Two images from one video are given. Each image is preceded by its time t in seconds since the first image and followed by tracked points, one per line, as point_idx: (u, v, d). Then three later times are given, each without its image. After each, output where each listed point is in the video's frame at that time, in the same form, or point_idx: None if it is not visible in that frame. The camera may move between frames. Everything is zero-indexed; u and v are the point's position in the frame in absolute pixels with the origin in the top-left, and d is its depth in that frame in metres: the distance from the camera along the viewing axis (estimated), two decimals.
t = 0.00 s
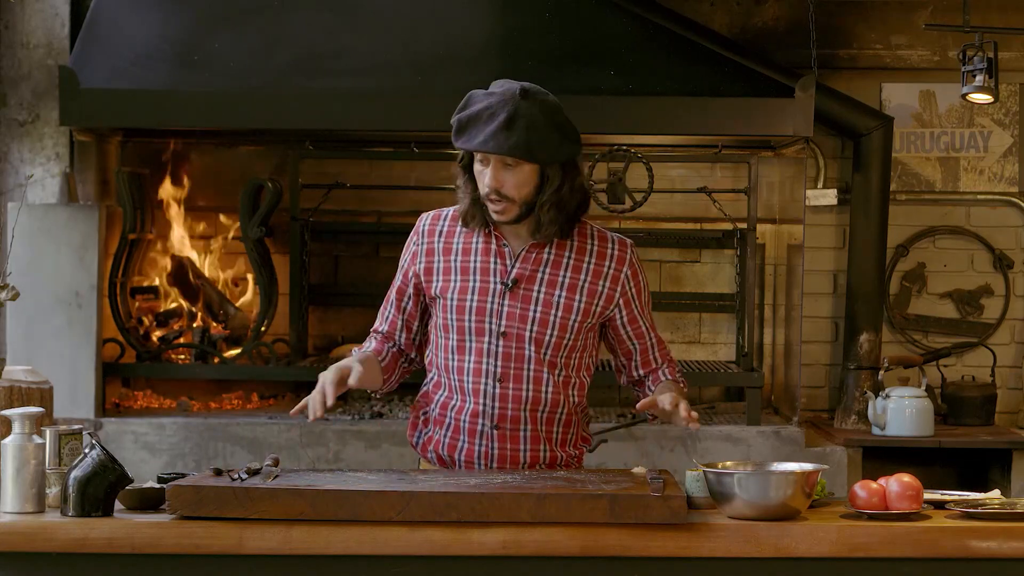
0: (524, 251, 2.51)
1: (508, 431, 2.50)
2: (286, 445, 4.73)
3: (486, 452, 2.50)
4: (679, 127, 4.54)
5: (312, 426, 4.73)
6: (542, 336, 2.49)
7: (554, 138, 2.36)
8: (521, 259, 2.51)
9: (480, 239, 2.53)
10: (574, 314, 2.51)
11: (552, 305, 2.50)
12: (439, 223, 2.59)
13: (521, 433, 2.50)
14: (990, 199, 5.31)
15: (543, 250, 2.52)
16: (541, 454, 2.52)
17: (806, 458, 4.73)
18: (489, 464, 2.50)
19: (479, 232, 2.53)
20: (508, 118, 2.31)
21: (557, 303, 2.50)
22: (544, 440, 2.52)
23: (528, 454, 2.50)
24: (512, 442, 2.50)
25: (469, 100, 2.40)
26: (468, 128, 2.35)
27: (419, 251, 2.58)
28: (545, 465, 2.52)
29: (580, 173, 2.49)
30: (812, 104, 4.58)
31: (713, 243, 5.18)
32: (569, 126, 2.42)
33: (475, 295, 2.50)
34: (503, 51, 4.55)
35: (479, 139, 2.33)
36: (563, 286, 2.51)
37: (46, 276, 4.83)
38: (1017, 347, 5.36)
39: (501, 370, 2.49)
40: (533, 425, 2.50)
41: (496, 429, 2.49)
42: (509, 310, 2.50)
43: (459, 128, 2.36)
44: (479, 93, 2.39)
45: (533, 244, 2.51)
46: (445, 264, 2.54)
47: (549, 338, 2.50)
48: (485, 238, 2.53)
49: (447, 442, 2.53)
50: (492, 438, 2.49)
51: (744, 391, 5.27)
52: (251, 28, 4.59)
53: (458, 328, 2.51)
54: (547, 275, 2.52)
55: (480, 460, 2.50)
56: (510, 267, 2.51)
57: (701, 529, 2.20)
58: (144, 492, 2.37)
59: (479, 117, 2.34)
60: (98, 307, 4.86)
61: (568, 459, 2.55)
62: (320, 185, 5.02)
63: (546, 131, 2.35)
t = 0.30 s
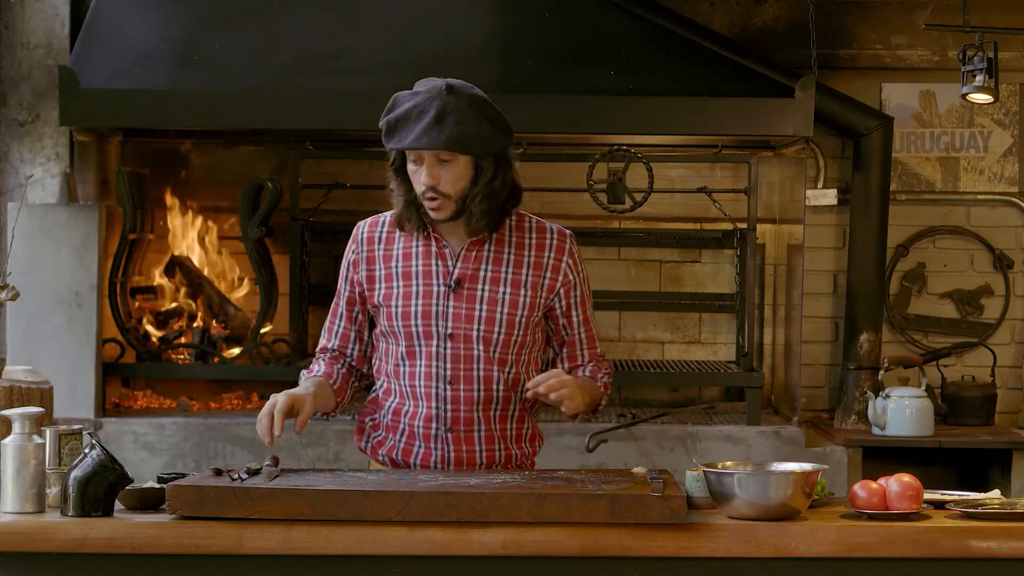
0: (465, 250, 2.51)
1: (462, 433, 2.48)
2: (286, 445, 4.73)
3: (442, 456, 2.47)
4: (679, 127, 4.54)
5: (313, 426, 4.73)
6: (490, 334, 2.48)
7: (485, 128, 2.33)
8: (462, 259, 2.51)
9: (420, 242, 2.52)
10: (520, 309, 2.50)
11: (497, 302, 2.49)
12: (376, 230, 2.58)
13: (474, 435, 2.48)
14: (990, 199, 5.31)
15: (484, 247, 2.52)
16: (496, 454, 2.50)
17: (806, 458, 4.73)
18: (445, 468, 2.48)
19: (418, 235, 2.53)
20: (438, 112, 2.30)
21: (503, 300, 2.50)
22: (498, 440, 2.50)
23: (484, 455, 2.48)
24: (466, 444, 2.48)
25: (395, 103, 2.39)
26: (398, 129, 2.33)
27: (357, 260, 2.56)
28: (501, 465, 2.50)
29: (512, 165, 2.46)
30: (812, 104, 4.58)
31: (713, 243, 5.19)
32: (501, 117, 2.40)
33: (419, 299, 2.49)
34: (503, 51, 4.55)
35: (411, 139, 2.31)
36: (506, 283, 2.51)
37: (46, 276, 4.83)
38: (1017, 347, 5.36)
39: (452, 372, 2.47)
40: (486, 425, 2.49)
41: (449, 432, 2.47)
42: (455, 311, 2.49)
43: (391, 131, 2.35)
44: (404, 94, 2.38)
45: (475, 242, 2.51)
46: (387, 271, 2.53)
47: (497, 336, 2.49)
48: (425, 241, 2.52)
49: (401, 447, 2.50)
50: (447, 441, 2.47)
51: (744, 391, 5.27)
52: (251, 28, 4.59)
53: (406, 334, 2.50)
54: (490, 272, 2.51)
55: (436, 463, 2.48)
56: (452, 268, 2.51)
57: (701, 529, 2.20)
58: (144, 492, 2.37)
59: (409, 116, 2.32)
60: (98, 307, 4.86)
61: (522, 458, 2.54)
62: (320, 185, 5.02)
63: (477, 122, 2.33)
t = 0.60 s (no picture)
0: (411, 248, 2.47)
1: (423, 434, 2.45)
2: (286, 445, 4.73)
3: (405, 459, 2.45)
4: (679, 126, 4.54)
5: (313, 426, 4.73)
6: (445, 332, 2.46)
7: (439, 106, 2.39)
8: (409, 258, 2.47)
9: (365, 245, 2.47)
10: (472, 304, 2.47)
11: (449, 299, 2.46)
12: (318, 235, 2.52)
13: (435, 434, 2.46)
14: (990, 199, 5.31)
15: (429, 244, 2.48)
16: (458, 453, 2.48)
17: (806, 458, 4.73)
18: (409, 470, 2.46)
19: (361, 238, 2.48)
20: (397, 91, 2.34)
21: (454, 296, 2.47)
22: (459, 438, 2.48)
23: (446, 454, 2.47)
24: (427, 445, 2.45)
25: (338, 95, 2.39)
26: (356, 109, 2.33)
27: (301, 268, 2.50)
28: (463, 463, 2.49)
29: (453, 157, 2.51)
30: (812, 103, 4.57)
31: (713, 243, 5.18)
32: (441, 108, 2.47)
33: (370, 303, 2.45)
34: (503, 51, 4.56)
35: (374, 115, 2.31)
36: (456, 278, 2.48)
37: (46, 276, 4.83)
38: (1017, 347, 5.36)
39: (409, 373, 2.44)
40: (446, 424, 2.47)
41: (410, 433, 2.45)
42: (407, 311, 2.45)
43: (345, 113, 2.34)
44: (348, 86, 2.39)
45: (420, 239, 2.48)
46: (333, 276, 2.48)
47: (452, 333, 2.46)
48: (370, 243, 2.47)
49: (361, 453, 2.46)
50: (409, 443, 2.45)
51: (744, 391, 5.27)
52: (250, 28, 4.59)
53: (360, 338, 2.46)
54: (439, 269, 2.48)
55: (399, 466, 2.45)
56: (400, 269, 2.47)
57: (701, 529, 2.20)
58: (144, 492, 2.37)
59: (366, 95, 2.33)
60: (98, 307, 4.86)
61: (484, 454, 2.52)
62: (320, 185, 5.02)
63: (431, 102, 2.38)
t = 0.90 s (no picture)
0: (385, 252, 2.48)
1: (409, 437, 2.46)
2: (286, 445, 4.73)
3: (392, 462, 2.45)
4: (680, 126, 4.54)
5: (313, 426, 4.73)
6: (425, 333, 2.46)
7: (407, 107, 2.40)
8: (385, 262, 2.47)
9: (339, 251, 2.48)
10: (450, 304, 2.48)
11: (427, 300, 2.47)
12: (291, 244, 2.51)
13: (421, 436, 2.47)
14: (990, 199, 5.31)
15: (403, 247, 2.49)
16: (444, 453, 2.49)
17: (806, 458, 4.73)
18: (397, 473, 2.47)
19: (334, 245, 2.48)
20: (367, 92, 2.34)
21: (432, 297, 2.47)
22: (445, 439, 2.50)
23: (432, 455, 2.48)
24: (414, 447, 2.47)
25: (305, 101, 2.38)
26: (327, 111, 2.32)
27: (275, 277, 2.49)
28: (449, 463, 2.50)
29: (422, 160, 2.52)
30: (812, 103, 4.57)
31: (713, 243, 5.18)
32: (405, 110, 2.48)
33: (348, 309, 2.45)
34: (503, 51, 4.56)
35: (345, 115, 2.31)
36: (432, 280, 2.48)
37: (46, 276, 4.83)
38: (1017, 347, 5.36)
39: (391, 377, 2.44)
40: (431, 425, 2.48)
41: (396, 437, 2.45)
42: (386, 315, 2.45)
43: (316, 115, 2.33)
44: (315, 91, 2.38)
45: (394, 241, 2.48)
46: (309, 284, 2.47)
47: (432, 334, 2.46)
48: (344, 249, 2.48)
49: (349, 457, 2.47)
50: (395, 447, 2.45)
51: (744, 391, 5.27)
52: (251, 28, 4.60)
53: (340, 345, 2.46)
54: (415, 271, 2.48)
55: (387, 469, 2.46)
56: (376, 273, 2.47)
57: (701, 529, 2.20)
58: (144, 492, 2.37)
59: (336, 98, 2.33)
60: (98, 307, 4.86)
61: (469, 453, 2.54)
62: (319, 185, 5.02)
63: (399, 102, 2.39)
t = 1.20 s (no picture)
0: (383, 251, 2.48)
1: (409, 435, 2.46)
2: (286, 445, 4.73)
3: (393, 460, 2.46)
4: (680, 127, 4.54)
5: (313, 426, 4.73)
6: (425, 331, 2.46)
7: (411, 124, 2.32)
8: (383, 260, 2.47)
9: (337, 250, 2.47)
10: (448, 300, 2.48)
11: (426, 298, 2.47)
12: (288, 244, 2.50)
13: (421, 433, 2.47)
14: (990, 199, 5.31)
15: (401, 245, 2.48)
16: (444, 450, 2.50)
17: (806, 458, 4.73)
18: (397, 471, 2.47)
19: (332, 243, 2.47)
20: (369, 117, 2.25)
21: (431, 294, 2.47)
22: (445, 436, 2.50)
23: (433, 453, 2.48)
24: (415, 445, 2.47)
25: (308, 109, 2.30)
26: (327, 138, 2.25)
27: (273, 278, 2.49)
28: (448, 460, 2.51)
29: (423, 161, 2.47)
30: (812, 103, 4.57)
31: (713, 243, 5.18)
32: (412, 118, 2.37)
33: (347, 308, 2.44)
34: (502, 51, 4.56)
35: (345, 146, 2.23)
36: (430, 277, 2.48)
37: (45, 276, 4.83)
38: (1017, 347, 5.36)
39: (392, 375, 2.44)
40: (431, 423, 2.48)
41: (397, 435, 2.46)
42: (386, 313, 2.45)
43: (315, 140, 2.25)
44: (319, 100, 2.29)
45: (390, 241, 2.48)
46: (307, 284, 2.47)
47: (431, 331, 2.46)
48: (341, 249, 2.47)
49: (350, 456, 2.47)
50: (396, 444, 2.46)
51: (744, 391, 5.27)
52: (251, 29, 4.59)
53: (339, 344, 2.45)
54: (413, 269, 2.48)
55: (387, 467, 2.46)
56: (375, 271, 2.47)
57: (701, 529, 2.20)
58: (144, 492, 2.37)
59: (336, 124, 2.24)
60: (98, 307, 4.86)
61: (468, 450, 2.55)
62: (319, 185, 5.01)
63: (403, 122, 2.29)
